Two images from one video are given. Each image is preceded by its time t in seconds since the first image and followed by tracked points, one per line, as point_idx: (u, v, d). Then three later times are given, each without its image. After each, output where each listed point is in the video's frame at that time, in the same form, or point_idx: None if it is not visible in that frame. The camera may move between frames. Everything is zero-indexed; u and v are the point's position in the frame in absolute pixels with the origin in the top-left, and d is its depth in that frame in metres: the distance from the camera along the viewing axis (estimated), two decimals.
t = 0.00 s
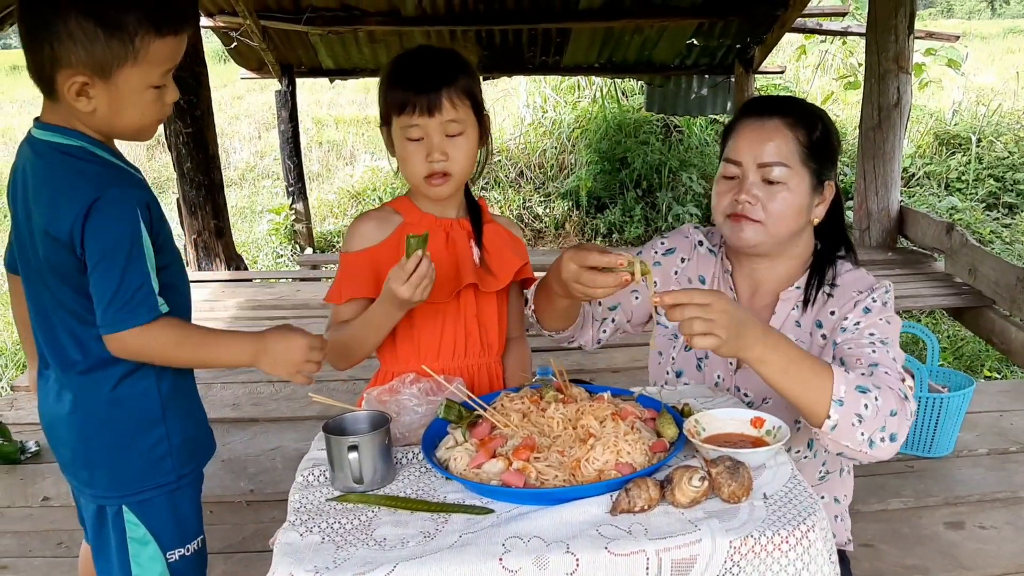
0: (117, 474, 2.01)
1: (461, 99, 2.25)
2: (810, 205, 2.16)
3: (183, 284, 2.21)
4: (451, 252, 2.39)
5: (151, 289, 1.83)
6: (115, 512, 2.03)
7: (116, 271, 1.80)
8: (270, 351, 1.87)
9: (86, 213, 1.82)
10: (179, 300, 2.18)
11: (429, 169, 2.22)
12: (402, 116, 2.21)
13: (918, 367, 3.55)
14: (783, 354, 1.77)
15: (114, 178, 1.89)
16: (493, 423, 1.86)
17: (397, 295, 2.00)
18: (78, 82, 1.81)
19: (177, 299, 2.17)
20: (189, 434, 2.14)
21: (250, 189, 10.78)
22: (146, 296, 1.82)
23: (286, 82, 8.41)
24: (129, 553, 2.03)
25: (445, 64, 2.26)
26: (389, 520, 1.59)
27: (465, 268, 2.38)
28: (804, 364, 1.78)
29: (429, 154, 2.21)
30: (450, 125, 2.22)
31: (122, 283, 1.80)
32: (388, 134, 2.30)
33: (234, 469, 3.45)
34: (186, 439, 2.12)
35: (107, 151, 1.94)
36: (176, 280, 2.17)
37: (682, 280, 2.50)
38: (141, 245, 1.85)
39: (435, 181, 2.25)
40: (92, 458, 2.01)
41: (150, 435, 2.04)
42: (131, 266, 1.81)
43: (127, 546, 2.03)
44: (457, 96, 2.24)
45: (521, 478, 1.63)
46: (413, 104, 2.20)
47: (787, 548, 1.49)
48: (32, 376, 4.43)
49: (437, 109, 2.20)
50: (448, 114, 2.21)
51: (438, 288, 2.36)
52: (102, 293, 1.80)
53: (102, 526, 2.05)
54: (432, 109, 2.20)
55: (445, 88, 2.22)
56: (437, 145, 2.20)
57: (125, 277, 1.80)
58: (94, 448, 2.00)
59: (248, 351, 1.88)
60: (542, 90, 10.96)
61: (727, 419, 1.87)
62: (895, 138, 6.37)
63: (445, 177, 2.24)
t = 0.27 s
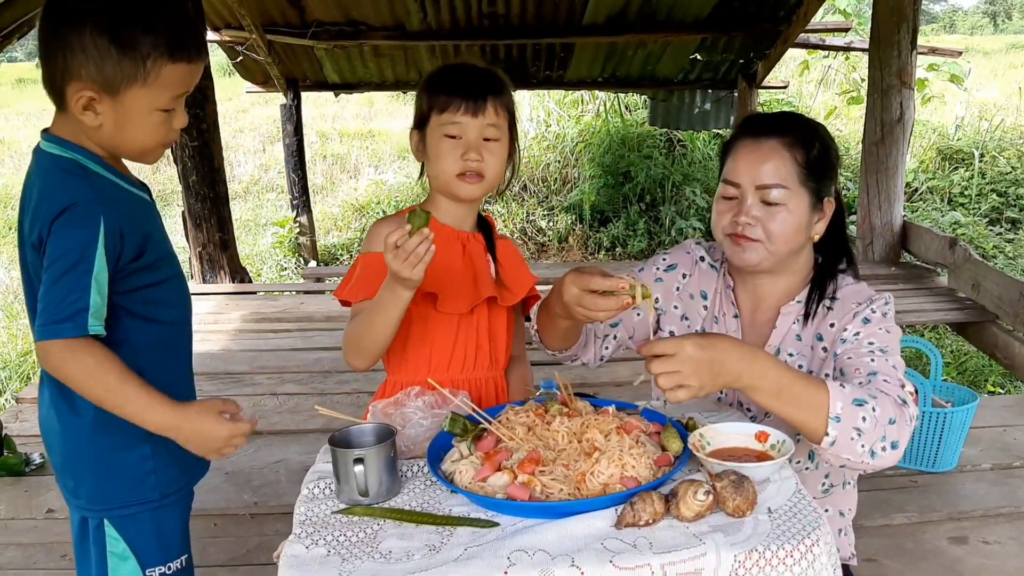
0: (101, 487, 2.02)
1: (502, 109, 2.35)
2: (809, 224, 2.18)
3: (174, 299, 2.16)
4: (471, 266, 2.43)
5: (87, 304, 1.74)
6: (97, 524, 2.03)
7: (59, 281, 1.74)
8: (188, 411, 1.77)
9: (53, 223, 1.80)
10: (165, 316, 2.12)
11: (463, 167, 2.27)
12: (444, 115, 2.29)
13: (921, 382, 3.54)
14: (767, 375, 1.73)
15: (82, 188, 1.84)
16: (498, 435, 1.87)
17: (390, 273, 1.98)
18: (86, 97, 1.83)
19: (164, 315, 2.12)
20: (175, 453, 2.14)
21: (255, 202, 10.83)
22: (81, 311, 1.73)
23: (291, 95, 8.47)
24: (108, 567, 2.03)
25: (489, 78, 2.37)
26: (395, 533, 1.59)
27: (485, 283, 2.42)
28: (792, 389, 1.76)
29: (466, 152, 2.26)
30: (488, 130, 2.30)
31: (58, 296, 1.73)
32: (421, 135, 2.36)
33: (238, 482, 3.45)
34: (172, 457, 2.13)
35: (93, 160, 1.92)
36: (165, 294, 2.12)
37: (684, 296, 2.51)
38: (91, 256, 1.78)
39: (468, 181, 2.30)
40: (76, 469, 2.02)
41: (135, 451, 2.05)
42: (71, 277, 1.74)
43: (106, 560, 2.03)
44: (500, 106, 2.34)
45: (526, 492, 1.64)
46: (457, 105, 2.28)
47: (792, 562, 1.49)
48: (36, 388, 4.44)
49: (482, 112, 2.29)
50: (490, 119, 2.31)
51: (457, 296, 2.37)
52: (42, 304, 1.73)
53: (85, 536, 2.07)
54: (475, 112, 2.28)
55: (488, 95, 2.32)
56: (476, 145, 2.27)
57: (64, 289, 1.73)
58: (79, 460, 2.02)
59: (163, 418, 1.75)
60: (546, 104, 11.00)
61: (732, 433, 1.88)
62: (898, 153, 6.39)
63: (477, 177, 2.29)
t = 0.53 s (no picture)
0: (101, 497, 2.03)
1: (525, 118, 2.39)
2: (807, 234, 2.18)
3: (175, 310, 2.16)
4: (489, 274, 2.45)
5: (80, 316, 1.74)
6: (99, 536, 2.05)
7: (54, 293, 1.75)
8: (139, 478, 1.67)
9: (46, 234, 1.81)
10: (166, 327, 2.13)
11: (489, 172, 2.30)
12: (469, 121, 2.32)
13: (925, 390, 3.54)
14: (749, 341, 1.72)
15: (77, 199, 1.84)
16: (502, 444, 1.87)
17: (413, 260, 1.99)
18: (85, 106, 1.84)
19: (165, 326, 2.12)
20: (172, 465, 2.14)
21: (260, 210, 10.86)
22: (74, 323, 1.74)
23: (296, 104, 8.50)
24: None
25: (512, 88, 2.42)
26: (399, 541, 1.60)
27: (502, 293, 2.42)
28: (784, 353, 1.74)
29: (491, 157, 2.30)
30: (513, 137, 2.34)
31: (53, 308, 1.74)
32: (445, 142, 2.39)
33: (242, 489, 3.46)
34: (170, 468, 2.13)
35: (92, 171, 1.92)
36: (165, 306, 2.13)
37: (683, 305, 2.52)
38: (84, 268, 1.79)
39: (493, 187, 2.32)
40: (77, 479, 2.04)
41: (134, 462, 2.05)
42: (65, 289, 1.75)
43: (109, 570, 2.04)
44: (523, 114, 2.38)
45: (530, 500, 1.64)
46: (482, 111, 2.32)
47: (796, 571, 1.49)
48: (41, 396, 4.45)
49: (508, 119, 2.33)
50: (515, 126, 2.34)
51: (477, 304, 2.37)
52: (38, 316, 1.75)
53: (90, 546, 2.10)
54: (501, 119, 2.32)
55: (514, 104, 2.35)
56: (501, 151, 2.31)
57: (59, 301, 1.74)
58: (78, 470, 2.03)
59: (128, 462, 1.68)
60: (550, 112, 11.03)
61: (735, 442, 1.88)
62: (901, 161, 6.38)
63: (502, 182, 2.32)
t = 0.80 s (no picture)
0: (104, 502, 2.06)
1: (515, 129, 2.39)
2: (804, 241, 2.18)
3: (179, 317, 2.16)
4: (479, 279, 2.48)
5: (80, 326, 1.76)
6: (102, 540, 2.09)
7: (54, 301, 1.77)
8: (94, 512, 1.74)
9: (47, 242, 1.82)
10: (169, 334, 2.13)
11: (476, 184, 2.31)
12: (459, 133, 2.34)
13: (928, 396, 3.53)
14: (742, 311, 1.80)
15: (79, 208, 1.85)
16: (504, 451, 1.87)
17: (420, 275, 2.00)
18: (85, 114, 1.84)
19: (167, 334, 2.12)
20: (176, 470, 2.16)
21: (263, 216, 10.89)
22: (74, 332, 1.75)
23: (299, 110, 8.53)
24: None
25: (507, 101, 2.42)
26: (401, 548, 1.60)
27: (494, 298, 2.45)
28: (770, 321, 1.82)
29: (477, 169, 2.30)
30: (502, 148, 2.34)
31: (54, 317, 1.76)
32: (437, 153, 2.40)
33: (245, 496, 3.46)
34: (173, 474, 2.15)
35: (93, 178, 1.92)
36: (168, 313, 2.13)
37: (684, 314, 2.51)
38: (85, 276, 1.80)
39: (479, 199, 2.33)
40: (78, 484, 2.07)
41: (137, 468, 2.08)
42: (66, 297, 1.77)
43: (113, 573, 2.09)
44: (514, 125, 2.38)
45: (531, 507, 1.64)
46: (471, 124, 2.33)
47: None
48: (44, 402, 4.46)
49: (496, 131, 2.33)
50: (504, 137, 2.35)
51: (467, 309, 2.41)
52: (40, 323, 1.77)
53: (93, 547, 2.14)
54: (489, 130, 2.33)
55: (504, 116, 2.36)
56: (489, 163, 2.31)
57: (59, 309, 1.76)
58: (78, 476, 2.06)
59: (92, 493, 1.75)
60: (552, 118, 11.05)
61: (738, 448, 1.88)
62: (904, 167, 6.39)
63: (488, 196, 2.33)
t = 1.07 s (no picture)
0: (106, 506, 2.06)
1: (486, 132, 2.38)
2: (802, 243, 2.17)
3: (179, 319, 2.17)
4: (457, 282, 2.47)
5: (84, 329, 1.76)
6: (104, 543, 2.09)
7: (57, 305, 1.77)
8: (99, 514, 1.74)
9: (47, 247, 1.82)
10: (169, 336, 2.13)
11: (444, 188, 2.32)
12: (428, 137, 2.34)
13: (930, 402, 3.52)
14: (749, 346, 1.83)
15: (77, 212, 1.85)
16: (505, 454, 1.87)
17: (390, 284, 2.06)
18: (84, 116, 1.85)
19: (169, 335, 2.12)
20: (178, 472, 2.16)
21: (265, 222, 10.90)
22: (77, 335, 1.76)
23: (301, 116, 8.54)
24: None
25: (484, 104, 2.40)
26: (401, 551, 1.59)
27: (470, 300, 2.45)
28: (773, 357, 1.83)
29: (447, 174, 2.31)
30: (472, 151, 2.34)
31: (56, 321, 1.76)
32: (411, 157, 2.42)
33: (245, 500, 3.46)
34: (174, 476, 2.15)
35: (91, 182, 1.93)
36: (169, 316, 2.13)
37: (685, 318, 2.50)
38: (86, 279, 1.80)
39: (446, 201, 2.34)
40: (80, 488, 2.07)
41: (139, 472, 2.08)
42: (68, 300, 1.77)
43: None
44: (484, 126, 2.37)
45: (532, 509, 1.64)
46: (440, 128, 2.33)
47: None
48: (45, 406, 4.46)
49: (464, 134, 2.33)
50: (473, 140, 2.34)
51: (442, 313, 2.43)
52: (43, 327, 1.77)
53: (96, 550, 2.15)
54: (457, 134, 2.32)
55: (476, 119, 2.36)
56: (457, 167, 2.32)
57: (62, 313, 1.76)
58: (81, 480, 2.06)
59: (97, 495, 1.75)
60: (554, 125, 11.07)
61: (740, 452, 1.87)
62: (906, 173, 6.39)
63: (456, 199, 2.34)
